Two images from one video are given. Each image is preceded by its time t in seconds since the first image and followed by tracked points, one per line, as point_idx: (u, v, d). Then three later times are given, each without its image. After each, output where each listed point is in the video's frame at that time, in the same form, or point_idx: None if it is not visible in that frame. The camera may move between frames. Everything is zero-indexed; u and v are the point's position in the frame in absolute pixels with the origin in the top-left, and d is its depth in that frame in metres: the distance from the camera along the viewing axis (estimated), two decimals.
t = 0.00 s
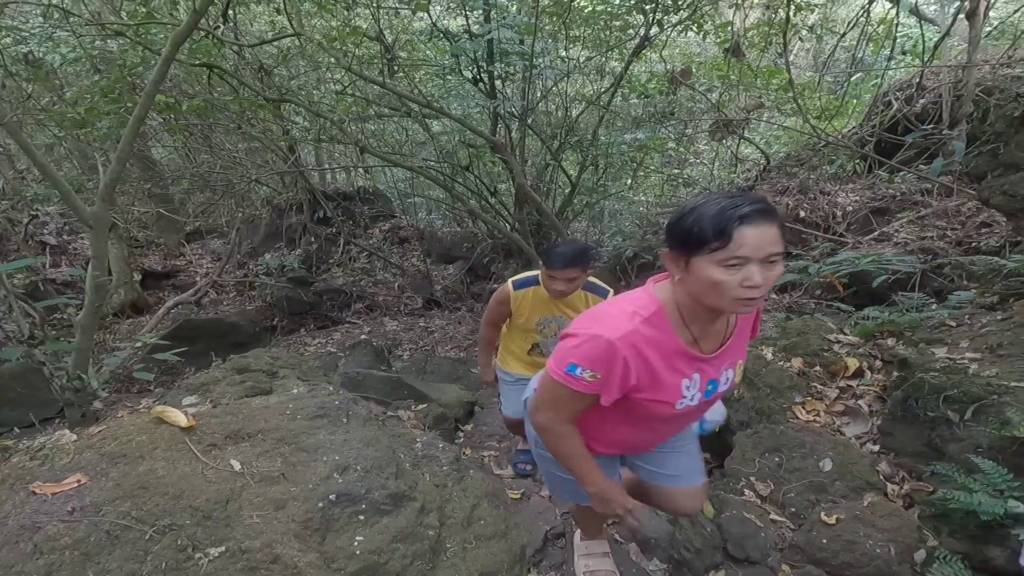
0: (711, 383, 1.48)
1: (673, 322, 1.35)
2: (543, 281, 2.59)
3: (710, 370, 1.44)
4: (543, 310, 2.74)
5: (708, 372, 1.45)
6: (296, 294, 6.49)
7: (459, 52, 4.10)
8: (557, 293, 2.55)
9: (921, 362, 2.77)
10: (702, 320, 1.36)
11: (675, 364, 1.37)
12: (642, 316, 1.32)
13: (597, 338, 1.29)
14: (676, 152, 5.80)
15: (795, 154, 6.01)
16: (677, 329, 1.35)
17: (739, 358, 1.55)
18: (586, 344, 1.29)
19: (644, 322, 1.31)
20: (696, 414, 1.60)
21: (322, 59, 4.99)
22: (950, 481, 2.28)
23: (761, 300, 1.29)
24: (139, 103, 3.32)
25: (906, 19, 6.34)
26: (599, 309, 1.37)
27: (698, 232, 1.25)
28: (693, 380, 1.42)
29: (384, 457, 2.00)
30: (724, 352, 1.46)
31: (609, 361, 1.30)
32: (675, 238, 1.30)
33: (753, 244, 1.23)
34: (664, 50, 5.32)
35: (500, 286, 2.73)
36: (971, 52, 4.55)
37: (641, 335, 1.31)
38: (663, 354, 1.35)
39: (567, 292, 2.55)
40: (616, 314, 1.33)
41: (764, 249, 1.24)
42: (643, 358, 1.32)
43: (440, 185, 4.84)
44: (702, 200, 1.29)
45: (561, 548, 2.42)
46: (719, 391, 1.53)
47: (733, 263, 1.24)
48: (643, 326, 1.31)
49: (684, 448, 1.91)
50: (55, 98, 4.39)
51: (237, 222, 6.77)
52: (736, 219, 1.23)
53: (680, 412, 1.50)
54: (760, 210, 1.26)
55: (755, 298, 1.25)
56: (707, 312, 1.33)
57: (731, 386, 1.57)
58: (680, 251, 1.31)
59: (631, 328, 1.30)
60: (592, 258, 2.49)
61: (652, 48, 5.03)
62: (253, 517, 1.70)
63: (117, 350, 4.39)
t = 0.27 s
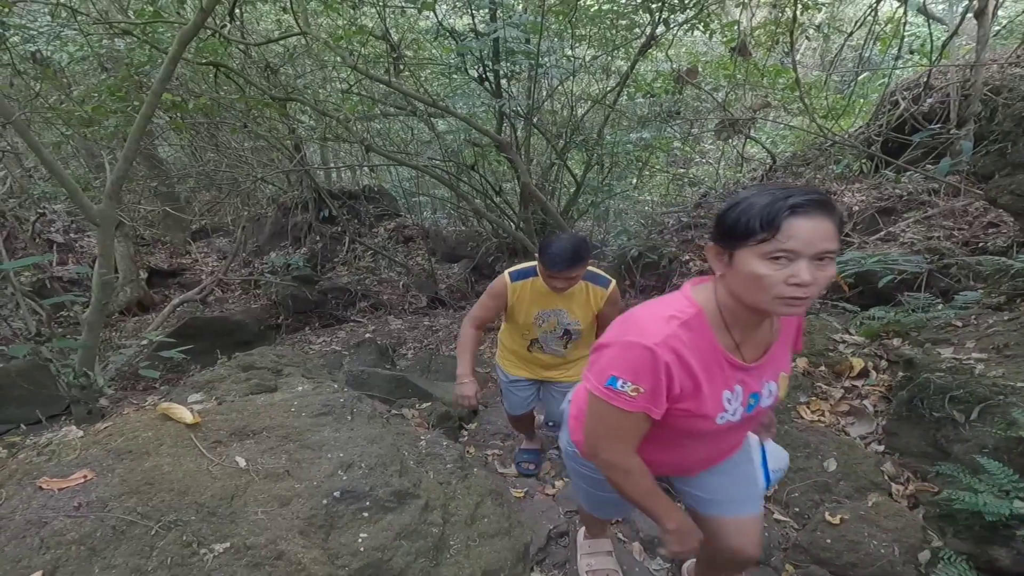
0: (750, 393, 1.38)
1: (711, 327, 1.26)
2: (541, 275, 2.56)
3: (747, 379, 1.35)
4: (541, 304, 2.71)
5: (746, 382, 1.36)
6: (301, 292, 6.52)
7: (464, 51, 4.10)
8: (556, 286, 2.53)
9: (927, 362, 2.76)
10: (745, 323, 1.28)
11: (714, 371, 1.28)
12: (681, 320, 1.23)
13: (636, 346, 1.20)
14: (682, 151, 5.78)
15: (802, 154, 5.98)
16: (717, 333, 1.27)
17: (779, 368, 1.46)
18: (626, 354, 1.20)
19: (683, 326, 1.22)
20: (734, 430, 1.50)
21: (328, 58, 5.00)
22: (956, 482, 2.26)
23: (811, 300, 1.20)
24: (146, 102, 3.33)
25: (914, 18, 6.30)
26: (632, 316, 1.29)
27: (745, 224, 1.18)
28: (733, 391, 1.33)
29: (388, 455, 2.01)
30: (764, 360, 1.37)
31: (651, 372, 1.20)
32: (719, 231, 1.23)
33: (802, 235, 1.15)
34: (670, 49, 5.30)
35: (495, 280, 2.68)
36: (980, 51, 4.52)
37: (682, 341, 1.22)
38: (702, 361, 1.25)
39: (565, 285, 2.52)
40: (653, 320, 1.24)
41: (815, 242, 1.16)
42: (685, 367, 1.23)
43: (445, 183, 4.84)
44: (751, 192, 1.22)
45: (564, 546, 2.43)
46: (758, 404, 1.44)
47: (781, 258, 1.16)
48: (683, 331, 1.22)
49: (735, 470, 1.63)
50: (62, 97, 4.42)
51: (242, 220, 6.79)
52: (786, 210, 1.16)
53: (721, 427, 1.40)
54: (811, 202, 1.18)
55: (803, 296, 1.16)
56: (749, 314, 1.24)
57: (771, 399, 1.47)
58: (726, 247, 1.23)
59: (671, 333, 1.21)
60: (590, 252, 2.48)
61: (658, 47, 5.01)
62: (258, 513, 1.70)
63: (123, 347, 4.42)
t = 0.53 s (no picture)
0: (822, 426, 1.30)
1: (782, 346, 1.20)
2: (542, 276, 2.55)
3: (819, 408, 1.27)
4: (541, 304, 2.71)
5: (817, 411, 1.28)
6: (301, 293, 6.53)
7: (465, 52, 4.10)
8: (555, 285, 2.52)
9: (927, 363, 2.76)
10: (823, 343, 1.21)
11: (779, 394, 1.21)
12: (752, 333, 1.17)
13: (700, 354, 1.14)
14: (682, 153, 5.78)
15: (801, 155, 5.99)
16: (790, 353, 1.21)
17: (859, 404, 1.36)
18: (686, 361, 1.15)
19: (752, 341, 1.17)
20: (802, 466, 1.41)
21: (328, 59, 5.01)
22: (957, 482, 2.26)
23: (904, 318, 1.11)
24: (147, 103, 3.33)
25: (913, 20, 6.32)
26: (699, 325, 1.23)
27: (829, 228, 1.13)
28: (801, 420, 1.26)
29: (390, 455, 2.01)
30: (841, 391, 1.29)
31: (713, 384, 1.14)
32: (799, 238, 1.19)
33: (891, 242, 1.08)
34: (670, 51, 5.31)
35: (495, 279, 2.67)
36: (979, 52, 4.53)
37: (748, 356, 1.15)
38: (769, 382, 1.19)
39: (564, 284, 2.51)
40: (721, 330, 1.18)
41: (907, 251, 1.08)
42: (751, 384, 1.16)
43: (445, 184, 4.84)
44: (835, 198, 1.17)
45: (565, 547, 2.43)
46: (831, 441, 1.35)
47: (867, 267, 1.10)
48: (753, 345, 1.16)
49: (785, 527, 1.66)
50: (63, 98, 4.42)
51: (242, 222, 6.79)
52: (872, 214, 1.10)
53: (784, 460, 1.32)
54: (905, 209, 1.10)
55: (894, 311, 1.08)
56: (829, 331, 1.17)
57: (845, 438, 1.38)
58: (807, 255, 1.18)
59: (740, 346, 1.15)
60: (592, 254, 2.48)
61: (658, 48, 5.02)
62: (259, 514, 1.70)
63: (124, 348, 4.42)
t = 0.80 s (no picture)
0: (921, 447, 1.15)
1: (875, 366, 1.04)
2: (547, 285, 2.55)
3: (919, 429, 1.12)
4: (548, 314, 2.69)
5: (915, 432, 1.13)
6: (300, 297, 6.53)
7: (463, 56, 4.10)
8: (559, 293, 2.51)
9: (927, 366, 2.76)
10: (930, 359, 1.05)
11: (876, 420, 1.06)
12: (840, 354, 1.02)
13: (784, 386, 1.00)
14: (680, 156, 5.79)
15: (799, 158, 6.01)
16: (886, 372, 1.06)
17: (958, 417, 1.21)
18: (768, 394, 1.01)
19: (843, 364, 1.02)
20: (893, 491, 1.26)
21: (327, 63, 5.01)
22: (958, 485, 2.24)
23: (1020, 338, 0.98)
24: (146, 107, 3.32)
25: (909, 24, 6.35)
26: (775, 344, 1.09)
27: (958, 237, 0.93)
28: (899, 444, 1.11)
29: (390, 459, 2.01)
30: (941, 407, 1.14)
31: (802, 418, 1.00)
32: (913, 247, 0.98)
33: None
34: (667, 55, 5.32)
35: (502, 288, 2.67)
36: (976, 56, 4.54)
37: (841, 382, 1.01)
38: (865, 407, 1.04)
39: (568, 292, 2.51)
40: (804, 351, 1.04)
41: None
42: (845, 414, 1.02)
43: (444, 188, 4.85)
44: (957, 196, 0.97)
45: (565, 552, 2.42)
46: (929, 459, 1.20)
47: (996, 290, 0.93)
48: (844, 369, 1.01)
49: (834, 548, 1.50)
50: (62, 102, 4.42)
51: (241, 226, 6.78)
52: (1011, 226, 0.91)
53: (880, 487, 1.17)
54: None
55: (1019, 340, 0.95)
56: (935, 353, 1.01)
57: (942, 455, 1.23)
58: (917, 264, 1.00)
59: (830, 372, 1.00)
60: (596, 263, 2.48)
61: (656, 52, 5.03)
62: (259, 518, 1.70)
63: (121, 352, 4.40)
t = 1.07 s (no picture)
0: (967, 451, 1.12)
1: (909, 372, 1.03)
2: (549, 288, 2.52)
3: (963, 434, 1.09)
4: (549, 319, 2.66)
5: (961, 437, 1.10)
6: (303, 296, 6.55)
7: (467, 57, 4.09)
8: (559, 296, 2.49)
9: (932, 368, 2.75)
10: (978, 367, 1.02)
11: (918, 427, 1.04)
12: (871, 360, 1.01)
13: (815, 397, 0.99)
14: (684, 157, 5.78)
15: (803, 159, 6.01)
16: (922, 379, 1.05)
17: (1006, 420, 1.17)
18: (798, 406, 1.00)
19: (876, 370, 1.01)
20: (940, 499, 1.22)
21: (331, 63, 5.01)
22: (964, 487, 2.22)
23: None
24: (151, 107, 3.33)
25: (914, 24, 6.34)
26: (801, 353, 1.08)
27: None
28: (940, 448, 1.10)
29: (395, 459, 2.00)
30: (987, 411, 1.11)
31: (837, 429, 0.98)
32: (992, 265, 0.94)
33: None
34: (671, 55, 5.31)
35: (505, 291, 2.65)
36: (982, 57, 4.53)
37: (875, 389, 0.99)
38: (904, 414, 1.02)
39: (568, 294, 2.49)
40: (832, 359, 1.03)
41: None
42: (881, 422, 1.01)
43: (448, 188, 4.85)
44: None
45: (569, 552, 2.41)
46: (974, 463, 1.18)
47: None
48: (877, 377, 1.00)
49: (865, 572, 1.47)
50: (68, 102, 4.43)
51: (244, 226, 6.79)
52: None
53: (926, 496, 1.14)
54: None
55: None
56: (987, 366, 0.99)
57: (999, 457, 1.21)
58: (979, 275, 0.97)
59: (862, 380, 0.99)
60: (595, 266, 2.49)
61: (660, 52, 5.02)
62: (265, 518, 1.70)
63: (126, 351, 4.41)
